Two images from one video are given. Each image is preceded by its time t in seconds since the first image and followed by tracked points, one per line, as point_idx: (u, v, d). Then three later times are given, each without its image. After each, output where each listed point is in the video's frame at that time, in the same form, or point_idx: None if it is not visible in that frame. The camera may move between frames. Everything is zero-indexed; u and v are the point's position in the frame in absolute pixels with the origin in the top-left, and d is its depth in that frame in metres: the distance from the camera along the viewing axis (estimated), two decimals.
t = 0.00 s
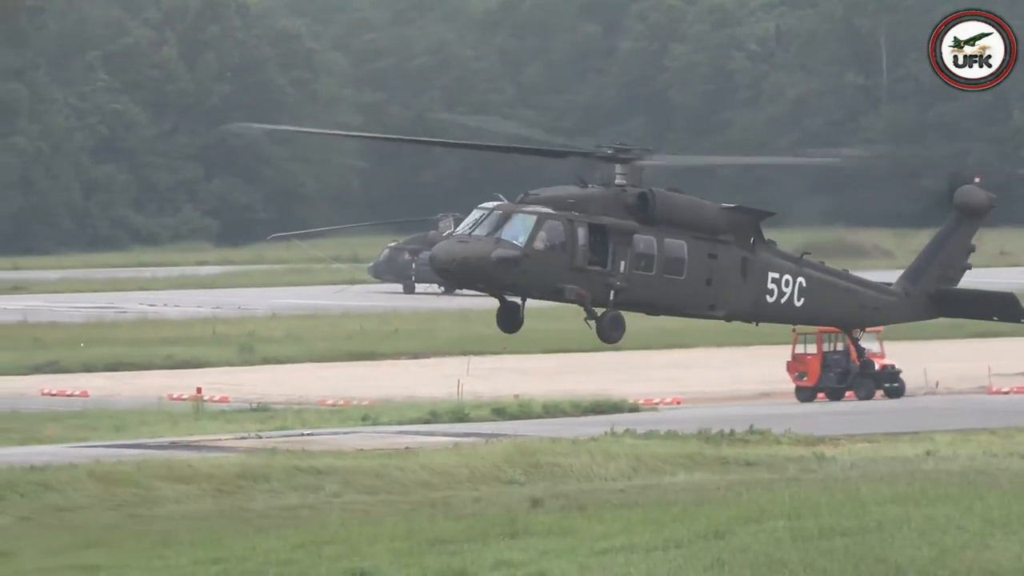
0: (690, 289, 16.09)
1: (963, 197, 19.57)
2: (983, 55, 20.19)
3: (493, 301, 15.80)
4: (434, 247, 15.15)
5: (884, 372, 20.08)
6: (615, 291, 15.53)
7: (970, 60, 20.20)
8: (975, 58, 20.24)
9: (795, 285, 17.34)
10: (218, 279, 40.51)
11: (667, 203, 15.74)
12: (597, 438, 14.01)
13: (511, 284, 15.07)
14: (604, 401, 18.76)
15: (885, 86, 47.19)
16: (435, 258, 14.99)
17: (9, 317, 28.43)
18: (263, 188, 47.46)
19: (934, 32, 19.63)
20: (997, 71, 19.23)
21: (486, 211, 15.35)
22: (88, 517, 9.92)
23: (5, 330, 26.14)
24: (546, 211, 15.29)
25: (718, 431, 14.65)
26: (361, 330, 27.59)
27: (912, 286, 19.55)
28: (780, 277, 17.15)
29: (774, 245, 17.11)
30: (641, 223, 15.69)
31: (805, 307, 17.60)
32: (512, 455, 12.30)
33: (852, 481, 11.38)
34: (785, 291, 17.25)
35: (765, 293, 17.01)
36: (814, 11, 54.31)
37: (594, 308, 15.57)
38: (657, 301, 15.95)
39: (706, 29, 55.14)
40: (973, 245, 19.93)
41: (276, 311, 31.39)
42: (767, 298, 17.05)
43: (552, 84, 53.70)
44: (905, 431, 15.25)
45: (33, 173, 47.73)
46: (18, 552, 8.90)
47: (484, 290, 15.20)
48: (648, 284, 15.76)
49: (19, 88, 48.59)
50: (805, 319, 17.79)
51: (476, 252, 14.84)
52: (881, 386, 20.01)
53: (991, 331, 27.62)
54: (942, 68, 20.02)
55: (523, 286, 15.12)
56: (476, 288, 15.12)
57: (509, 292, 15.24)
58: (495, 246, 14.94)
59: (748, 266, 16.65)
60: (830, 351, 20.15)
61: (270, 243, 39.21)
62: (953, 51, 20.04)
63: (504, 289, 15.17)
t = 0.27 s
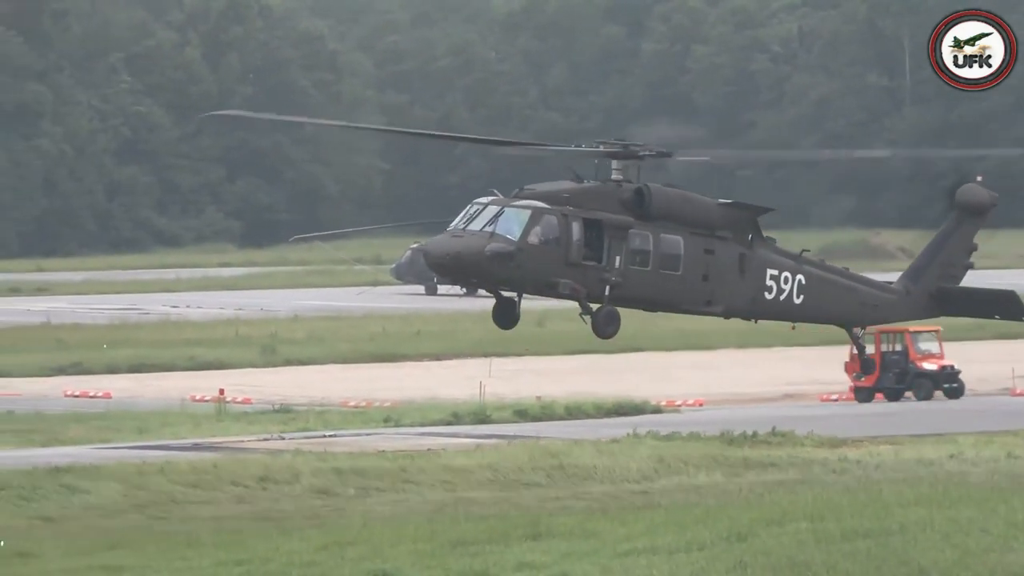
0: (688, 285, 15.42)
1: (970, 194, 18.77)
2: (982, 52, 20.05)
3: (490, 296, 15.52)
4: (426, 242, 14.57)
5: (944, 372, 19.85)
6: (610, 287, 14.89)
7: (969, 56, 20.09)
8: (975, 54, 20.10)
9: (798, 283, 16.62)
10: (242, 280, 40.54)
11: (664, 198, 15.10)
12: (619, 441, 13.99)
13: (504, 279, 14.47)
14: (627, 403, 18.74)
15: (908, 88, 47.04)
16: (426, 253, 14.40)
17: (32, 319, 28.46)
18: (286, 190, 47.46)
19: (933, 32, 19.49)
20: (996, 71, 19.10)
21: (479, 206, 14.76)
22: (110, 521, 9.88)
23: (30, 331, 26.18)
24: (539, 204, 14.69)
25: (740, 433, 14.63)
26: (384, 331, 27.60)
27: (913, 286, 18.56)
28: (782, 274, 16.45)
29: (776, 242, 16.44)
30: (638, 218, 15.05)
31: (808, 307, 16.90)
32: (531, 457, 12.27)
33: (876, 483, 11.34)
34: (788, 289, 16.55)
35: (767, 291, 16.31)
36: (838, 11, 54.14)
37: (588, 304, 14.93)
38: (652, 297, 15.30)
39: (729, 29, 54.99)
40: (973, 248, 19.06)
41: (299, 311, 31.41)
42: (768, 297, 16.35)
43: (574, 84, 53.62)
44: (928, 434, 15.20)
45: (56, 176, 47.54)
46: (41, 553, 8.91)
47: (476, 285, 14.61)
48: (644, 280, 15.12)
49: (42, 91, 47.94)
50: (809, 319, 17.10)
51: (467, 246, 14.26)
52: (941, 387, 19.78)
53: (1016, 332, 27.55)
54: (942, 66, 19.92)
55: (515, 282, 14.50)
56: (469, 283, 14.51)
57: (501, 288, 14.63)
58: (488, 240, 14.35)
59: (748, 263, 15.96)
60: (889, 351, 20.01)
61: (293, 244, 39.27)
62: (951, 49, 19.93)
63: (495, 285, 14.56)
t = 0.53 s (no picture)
0: (683, 282, 16.01)
1: (970, 193, 19.58)
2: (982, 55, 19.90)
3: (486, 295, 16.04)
4: (421, 238, 15.17)
5: (1003, 372, 19.85)
6: (604, 283, 15.48)
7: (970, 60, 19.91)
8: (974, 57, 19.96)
9: (794, 281, 17.23)
10: (263, 282, 40.56)
11: (659, 195, 15.69)
12: (641, 443, 14.00)
13: (497, 274, 15.06)
14: (648, 405, 18.74)
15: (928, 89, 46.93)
16: (421, 249, 15.00)
17: (55, 321, 28.46)
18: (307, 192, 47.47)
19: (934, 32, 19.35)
20: (999, 70, 18.97)
21: (474, 203, 15.36)
22: (131, 520, 9.97)
23: (52, 333, 26.24)
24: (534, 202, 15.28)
25: (764, 436, 14.61)
26: (404, 333, 27.63)
27: (915, 283, 19.33)
28: (779, 272, 17.06)
29: (774, 240, 17.04)
30: (632, 216, 15.66)
31: (805, 304, 17.50)
32: (557, 458, 12.29)
33: (900, 485, 11.33)
34: (785, 286, 17.15)
35: (765, 288, 16.91)
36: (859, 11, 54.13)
37: (582, 300, 15.53)
38: (649, 294, 15.89)
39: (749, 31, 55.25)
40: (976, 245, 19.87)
41: (321, 314, 31.40)
42: (766, 293, 16.95)
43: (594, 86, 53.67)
44: (953, 436, 15.16)
45: (78, 178, 48.26)
46: (63, 555, 8.92)
47: (471, 281, 15.21)
48: (639, 278, 15.71)
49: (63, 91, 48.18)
50: (805, 315, 17.70)
51: (460, 242, 14.86)
52: (999, 387, 19.80)
53: None
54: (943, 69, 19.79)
55: (509, 277, 15.10)
56: (461, 279, 15.11)
57: (496, 283, 15.23)
58: (480, 236, 14.94)
59: (745, 260, 16.57)
60: (948, 352, 20.07)
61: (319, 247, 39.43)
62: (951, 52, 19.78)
63: (490, 281, 15.16)
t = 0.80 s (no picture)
0: (682, 283, 15.96)
1: (976, 193, 19.41)
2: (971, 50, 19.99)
3: (485, 296, 16.01)
4: (416, 239, 15.16)
5: None
6: (601, 285, 15.44)
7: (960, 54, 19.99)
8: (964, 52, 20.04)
9: (797, 281, 17.16)
10: (286, 286, 40.54)
11: (658, 196, 15.62)
12: (665, 447, 13.94)
13: (492, 276, 15.05)
14: (672, 409, 18.67)
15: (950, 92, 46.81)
16: (416, 250, 14.99)
17: (79, 325, 28.46)
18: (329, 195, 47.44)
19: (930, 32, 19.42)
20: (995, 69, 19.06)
21: (470, 204, 15.33)
22: (155, 523, 9.96)
23: (76, 337, 26.24)
24: (530, 203, 15.25)
25: (788, 440, 14.53)
26: (427, 337, 27.57)
27: (920, 283, 19.20)
28: (782, 272, 16.98)
29: (777, 240, 16.95)
30: (630, 217, 15.60)
31: (808, 304, 17.43)
32: (583, 463, 12.23)
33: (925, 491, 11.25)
34: (788, 287, 17.08)
35: (767, 289, 16.82)
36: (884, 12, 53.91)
37: (579, 301, 15.50)
38: (648, 295, 15.85)
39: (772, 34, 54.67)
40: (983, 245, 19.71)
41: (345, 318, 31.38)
42: (769, 295, 16.88)
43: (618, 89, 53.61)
44: (978, 441, 15.06)
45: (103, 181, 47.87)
46: (85, 558, 8.91)
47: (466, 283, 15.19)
48: (637, 279, 15.66)
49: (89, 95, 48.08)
50: (808, 317, 17.64)
51: (454, 244, 14.83)
52: None
53: None
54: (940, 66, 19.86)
55: (504, 279, 15.08)
56: (456, 281, 15.10)
57: (491, 285, 15.21)
58: (474, 238, 14.91)
59: (747, 260, 16.49)
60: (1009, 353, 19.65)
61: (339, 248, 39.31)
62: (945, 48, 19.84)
63: (485, 282, 15.15)
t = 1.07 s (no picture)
0: (684, 286, 15.92)
1: (983, 193, 19.26)
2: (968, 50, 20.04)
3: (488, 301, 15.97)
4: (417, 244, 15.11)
5: None
6: (603, 288, 15.41)
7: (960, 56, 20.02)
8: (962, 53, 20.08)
9: (800, 283, 17.10)
10: (312, 291, 40.61)
11: (659, 199, 15.59)
12: (693, 452, 13.97)
13: (494, 280, 15.00)
14: (698, 413, 18.70)
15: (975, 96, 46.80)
16: (418, 255, 14.94)
17: (106, 330, 28.47)
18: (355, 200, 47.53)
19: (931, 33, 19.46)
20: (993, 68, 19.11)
21: (471, 208, 15.29)
22: (183, 528, 9.97)
23: (103, 342, 26.28)
24: (531, 206, 15.20)
25: (816, 444, 14.56)
26: (453, 342, 27.59)
27: (925, 285, 19.04)
28: (785, 275, 16.92)
29: (779, 243, 16.89)
30: (632, 220, 15.56)
31: (812, 307, 17.38)
32: (613, 466, 12.24)
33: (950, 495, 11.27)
34: (791, 289, 17.02)
35: (769, 291, 16.79)
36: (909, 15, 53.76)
37: (580, 304, 15.47)
38: (649, 298, 15.82)
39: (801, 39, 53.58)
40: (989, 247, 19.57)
41: (370, 322, 31.40)
42: (771, 297, 16.83)
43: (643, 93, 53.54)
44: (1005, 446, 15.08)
45: (130, 187, 47.74)
46: (116, 562, 8.93)
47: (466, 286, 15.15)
48: (639, 281, 15.63)
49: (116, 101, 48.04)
50: (811, 319, 17.58)
51: (456, 248, 14.77)
52: None
53: None
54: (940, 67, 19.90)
55: (505, 283, 15.04)
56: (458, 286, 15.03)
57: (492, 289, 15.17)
58: (476, 243, 14.86)
59: (749, 263, 16.44)
60: None
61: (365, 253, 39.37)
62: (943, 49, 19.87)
63: (487, 286, 15.11)
